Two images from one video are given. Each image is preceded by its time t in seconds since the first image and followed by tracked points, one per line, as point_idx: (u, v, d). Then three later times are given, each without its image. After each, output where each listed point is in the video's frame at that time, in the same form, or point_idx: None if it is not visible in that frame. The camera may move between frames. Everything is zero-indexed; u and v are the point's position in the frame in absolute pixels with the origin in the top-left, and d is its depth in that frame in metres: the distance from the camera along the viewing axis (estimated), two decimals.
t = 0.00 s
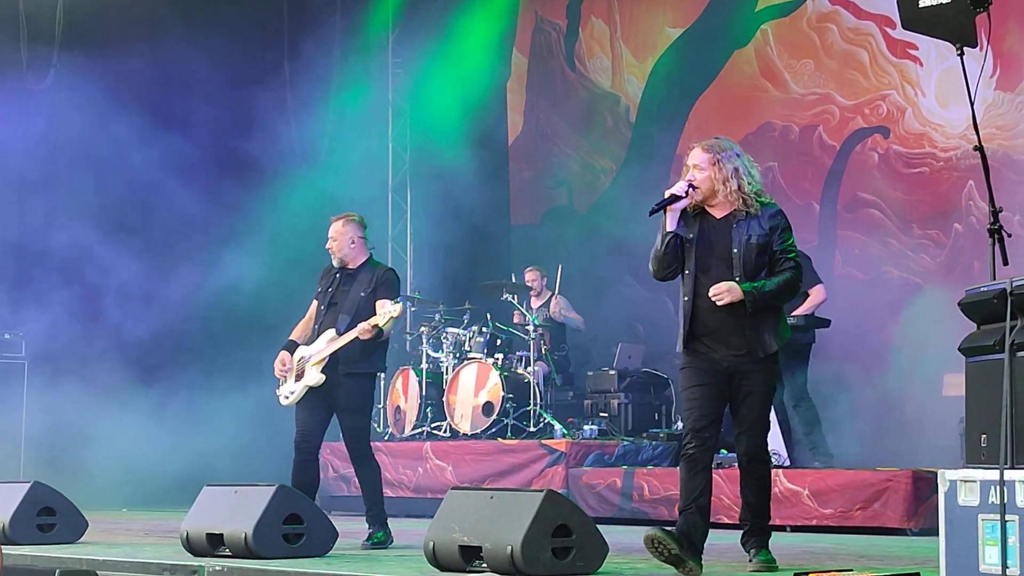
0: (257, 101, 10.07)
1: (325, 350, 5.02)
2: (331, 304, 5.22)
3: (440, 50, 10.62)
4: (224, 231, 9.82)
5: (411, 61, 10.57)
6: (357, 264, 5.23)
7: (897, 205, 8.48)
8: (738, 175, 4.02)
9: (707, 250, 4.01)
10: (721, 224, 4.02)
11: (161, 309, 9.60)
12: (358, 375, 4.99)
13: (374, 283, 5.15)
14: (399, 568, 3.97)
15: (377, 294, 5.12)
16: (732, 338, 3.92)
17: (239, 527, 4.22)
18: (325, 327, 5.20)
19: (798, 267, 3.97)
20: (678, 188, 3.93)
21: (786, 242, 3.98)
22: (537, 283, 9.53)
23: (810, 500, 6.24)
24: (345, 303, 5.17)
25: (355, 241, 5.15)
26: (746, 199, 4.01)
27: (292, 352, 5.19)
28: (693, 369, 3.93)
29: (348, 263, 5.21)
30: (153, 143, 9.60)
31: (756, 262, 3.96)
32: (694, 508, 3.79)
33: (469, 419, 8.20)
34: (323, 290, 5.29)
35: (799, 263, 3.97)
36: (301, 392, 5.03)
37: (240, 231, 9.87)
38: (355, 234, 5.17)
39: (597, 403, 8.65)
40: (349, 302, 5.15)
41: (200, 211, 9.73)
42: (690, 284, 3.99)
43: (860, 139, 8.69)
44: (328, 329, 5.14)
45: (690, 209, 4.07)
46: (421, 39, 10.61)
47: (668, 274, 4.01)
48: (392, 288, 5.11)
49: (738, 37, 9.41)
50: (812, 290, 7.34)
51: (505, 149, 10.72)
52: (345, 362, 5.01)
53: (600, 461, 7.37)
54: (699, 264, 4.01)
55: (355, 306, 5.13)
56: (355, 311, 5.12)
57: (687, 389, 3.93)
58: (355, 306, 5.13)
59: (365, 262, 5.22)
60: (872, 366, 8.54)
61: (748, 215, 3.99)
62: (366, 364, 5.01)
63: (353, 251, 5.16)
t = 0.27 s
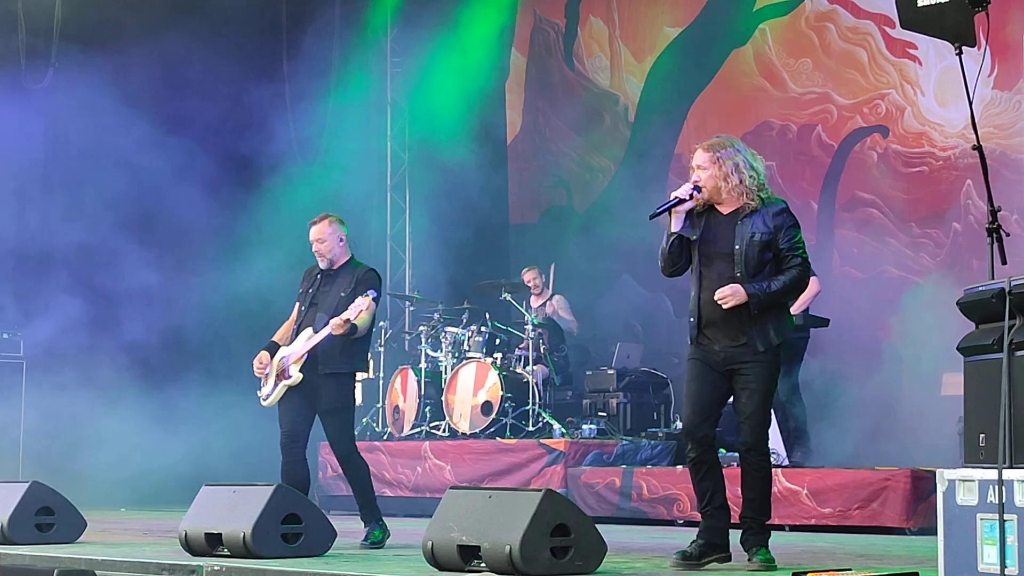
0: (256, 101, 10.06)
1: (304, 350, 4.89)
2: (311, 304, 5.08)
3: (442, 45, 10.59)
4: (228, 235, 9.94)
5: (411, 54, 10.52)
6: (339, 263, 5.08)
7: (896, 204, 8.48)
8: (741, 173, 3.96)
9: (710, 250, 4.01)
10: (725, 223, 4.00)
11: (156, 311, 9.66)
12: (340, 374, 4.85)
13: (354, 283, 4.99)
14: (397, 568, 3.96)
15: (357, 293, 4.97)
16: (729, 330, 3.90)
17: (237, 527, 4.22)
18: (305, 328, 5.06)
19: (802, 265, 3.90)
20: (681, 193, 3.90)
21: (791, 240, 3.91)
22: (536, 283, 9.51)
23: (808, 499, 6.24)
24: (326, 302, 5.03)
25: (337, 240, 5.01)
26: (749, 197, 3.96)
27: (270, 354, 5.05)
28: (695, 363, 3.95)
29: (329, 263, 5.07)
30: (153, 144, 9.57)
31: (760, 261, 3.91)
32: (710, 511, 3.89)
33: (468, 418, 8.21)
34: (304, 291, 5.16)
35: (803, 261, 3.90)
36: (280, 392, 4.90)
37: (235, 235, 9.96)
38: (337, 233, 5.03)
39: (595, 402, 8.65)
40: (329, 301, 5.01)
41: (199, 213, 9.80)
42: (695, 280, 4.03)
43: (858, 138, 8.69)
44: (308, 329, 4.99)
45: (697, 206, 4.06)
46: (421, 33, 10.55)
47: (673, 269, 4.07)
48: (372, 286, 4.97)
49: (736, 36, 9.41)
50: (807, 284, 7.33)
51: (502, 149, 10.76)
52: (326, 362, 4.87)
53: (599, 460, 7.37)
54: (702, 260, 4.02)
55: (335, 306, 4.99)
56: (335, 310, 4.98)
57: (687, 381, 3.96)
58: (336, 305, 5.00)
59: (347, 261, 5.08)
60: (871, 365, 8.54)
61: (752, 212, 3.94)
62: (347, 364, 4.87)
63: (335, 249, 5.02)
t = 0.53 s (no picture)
0: (257, 100, 10.10)
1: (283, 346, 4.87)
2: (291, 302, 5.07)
3: (443, 42, 10.60)
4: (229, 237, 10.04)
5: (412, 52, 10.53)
6: (319, 261, 5.10)
7: (897, 203, 8.48)
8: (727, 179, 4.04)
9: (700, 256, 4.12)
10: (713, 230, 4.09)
11: (158, 311, 9.68)
12: (322, 371, 4.83)
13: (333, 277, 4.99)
14: (398, 567, 3.97)
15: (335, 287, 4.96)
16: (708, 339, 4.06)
17: (238, 527, 4.22)
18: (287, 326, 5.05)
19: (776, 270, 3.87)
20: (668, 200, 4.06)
21: (767, 243, 3.91)
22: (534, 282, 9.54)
23: (808, 499, 6.24)
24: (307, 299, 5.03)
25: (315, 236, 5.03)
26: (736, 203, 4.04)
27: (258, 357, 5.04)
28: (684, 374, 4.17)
29: (310, 261, 5.08)
30: (154, 143, 9.56)
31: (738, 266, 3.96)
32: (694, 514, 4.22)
33: (469, 418, 8.21)
34: (286, 290, 5.15)
35: (776, 265, 3.87)
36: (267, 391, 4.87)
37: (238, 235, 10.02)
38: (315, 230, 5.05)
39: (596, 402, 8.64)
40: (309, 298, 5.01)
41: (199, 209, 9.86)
42: (688, 282, 4.20)
43: (859, 138, 8.68)
44: (286, 326, 4.98)
45: (701, 214, 4.18)
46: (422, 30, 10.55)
47: (671, 273, 4.27)
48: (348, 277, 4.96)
49: (737, 35, 9.41)
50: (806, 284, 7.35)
51: (503, 148, 10.81)
52: (308, 358, 4.85)
53: (599, 459, 7.37)
54: (693, 265, 4.18)
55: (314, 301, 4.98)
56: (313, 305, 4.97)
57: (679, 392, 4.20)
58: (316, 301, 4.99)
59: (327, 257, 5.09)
60: (871, 364, 8.54)
61: (733, 218, 4.02)
62: (332, 358, 4.85)
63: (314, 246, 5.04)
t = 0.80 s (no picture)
0: (257, 101, 10.09)
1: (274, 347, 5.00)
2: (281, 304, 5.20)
3: (444, 41, 10.67)
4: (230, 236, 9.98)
5: (413, 51, 10.62)
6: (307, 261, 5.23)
7: (898, 203, 8.47)
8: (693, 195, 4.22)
9: (673, 268, 4.33)
10: (684, 244, 4.29)
11: (161, 311, 9.69)
12: (316, 368, 4.95)
13: (321, 276, 5.14)
14: (399, 568, 3.97)
15: (325, 287, 5.10)
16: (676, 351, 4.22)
17: (239, 527, 4.22)
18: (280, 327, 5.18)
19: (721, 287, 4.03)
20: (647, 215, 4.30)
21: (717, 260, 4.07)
22: (536, 283, 9.54)
23: (811, 499, 6.24)
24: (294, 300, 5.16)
25: (303, 237, 5.17)
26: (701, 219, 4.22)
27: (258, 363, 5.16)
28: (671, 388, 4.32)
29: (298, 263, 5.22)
30: (157, 145, 9.56)
31: (692, 280, 4.15)
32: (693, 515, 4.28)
33: (470, 418, 8.22)
34: (279, 294, 5.30)
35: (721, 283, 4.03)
36: (263, 393, 4.98)
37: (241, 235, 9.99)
38: (302, 231, 5.19)
39: (598, 402, 8.63)
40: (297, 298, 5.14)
41: (200, 211, 9.82)
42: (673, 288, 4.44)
43: (861, 138, 8.68)
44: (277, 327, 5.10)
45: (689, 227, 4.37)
46: (424, 29, 10.66)
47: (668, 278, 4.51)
48: (337, 276, 5.10)
49: (738, 35, 9.40)
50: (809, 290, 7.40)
51: (506, 149, 10.74)
52: (302, 356, 4.97)
53: (601, 460, 7.38)
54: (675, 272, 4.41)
55: (304, 302, 5.12)
56: (302, 305, 5.11)
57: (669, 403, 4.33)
58: (304, 301, 5.12)
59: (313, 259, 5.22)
60: (874, 364, 8.53)
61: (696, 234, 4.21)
62: (327, 354, 4.98)
63: (302, 248, 5.18)
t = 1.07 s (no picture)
0: (262, 102, 10.08)
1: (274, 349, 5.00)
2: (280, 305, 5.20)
3: (448, 42, 10.68)
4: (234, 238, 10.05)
5: (418, 51, 10.61)
6: (304, 261, 5.24)
7: (902, 203, 8.47)
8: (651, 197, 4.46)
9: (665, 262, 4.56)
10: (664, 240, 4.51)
11: (164, 311, 9.71)
12: (316, 369, 4.96)
13: (319, 276, 5.12)
14: (404, 569, 3.96)
15: (322, 285, 5.10)
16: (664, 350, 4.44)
17: (243, 528, 4.22)
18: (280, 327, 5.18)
19: (666, 284, 4.26)
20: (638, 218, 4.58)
21: (662, 257, 4.30)
22: (542, 282, 9.49)
23: (814, 499, 6.23)
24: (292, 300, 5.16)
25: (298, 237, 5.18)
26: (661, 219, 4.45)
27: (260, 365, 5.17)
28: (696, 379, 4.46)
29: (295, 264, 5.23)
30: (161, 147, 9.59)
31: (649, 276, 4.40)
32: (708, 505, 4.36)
33: (474, 419, 8.21)
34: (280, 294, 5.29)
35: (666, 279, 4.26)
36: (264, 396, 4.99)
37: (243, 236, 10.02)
38: (297, 231, 5.20)
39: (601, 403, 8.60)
40: (295, 298, 5.14)
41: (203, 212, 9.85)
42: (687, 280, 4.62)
43: (864, 138, 8.68)
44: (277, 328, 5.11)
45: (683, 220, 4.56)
46: (429, 29, 10.67)
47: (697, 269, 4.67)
48: (334, 275, 5.08)
49: (740, 35, 9.39)
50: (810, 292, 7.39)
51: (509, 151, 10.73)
52: (302, 357, 4.98)
53: (605, 460, 7.38)
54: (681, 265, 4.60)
55: (302, 302, 5.12)
56: (300, 305, 5.11)
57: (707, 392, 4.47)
58: (302, 301, 5.12)
59: (309, 258, 5.22)
60: (877, 365, 8.52)
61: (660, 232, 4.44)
62: (328, 355, 5.00)
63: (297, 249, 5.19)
